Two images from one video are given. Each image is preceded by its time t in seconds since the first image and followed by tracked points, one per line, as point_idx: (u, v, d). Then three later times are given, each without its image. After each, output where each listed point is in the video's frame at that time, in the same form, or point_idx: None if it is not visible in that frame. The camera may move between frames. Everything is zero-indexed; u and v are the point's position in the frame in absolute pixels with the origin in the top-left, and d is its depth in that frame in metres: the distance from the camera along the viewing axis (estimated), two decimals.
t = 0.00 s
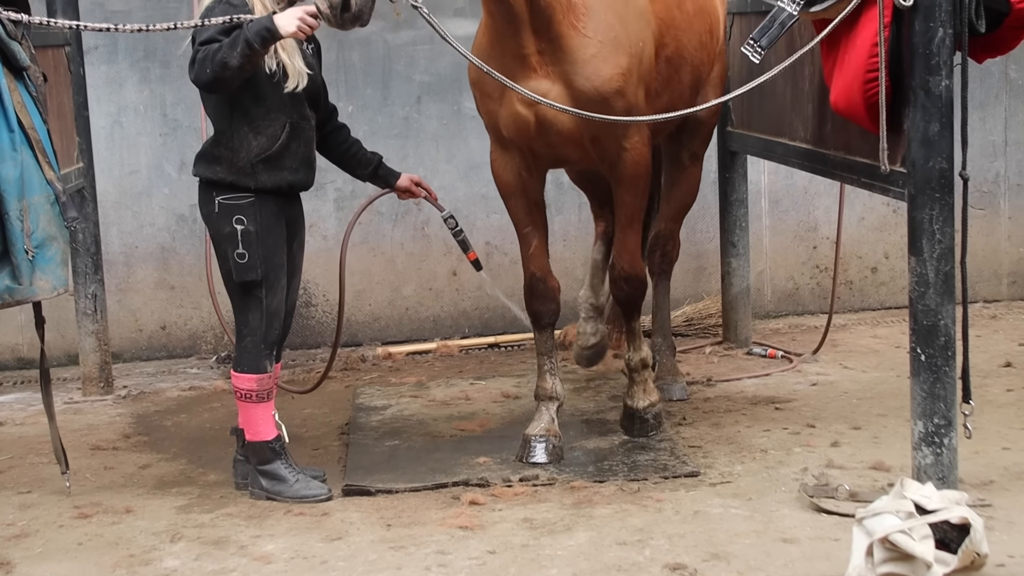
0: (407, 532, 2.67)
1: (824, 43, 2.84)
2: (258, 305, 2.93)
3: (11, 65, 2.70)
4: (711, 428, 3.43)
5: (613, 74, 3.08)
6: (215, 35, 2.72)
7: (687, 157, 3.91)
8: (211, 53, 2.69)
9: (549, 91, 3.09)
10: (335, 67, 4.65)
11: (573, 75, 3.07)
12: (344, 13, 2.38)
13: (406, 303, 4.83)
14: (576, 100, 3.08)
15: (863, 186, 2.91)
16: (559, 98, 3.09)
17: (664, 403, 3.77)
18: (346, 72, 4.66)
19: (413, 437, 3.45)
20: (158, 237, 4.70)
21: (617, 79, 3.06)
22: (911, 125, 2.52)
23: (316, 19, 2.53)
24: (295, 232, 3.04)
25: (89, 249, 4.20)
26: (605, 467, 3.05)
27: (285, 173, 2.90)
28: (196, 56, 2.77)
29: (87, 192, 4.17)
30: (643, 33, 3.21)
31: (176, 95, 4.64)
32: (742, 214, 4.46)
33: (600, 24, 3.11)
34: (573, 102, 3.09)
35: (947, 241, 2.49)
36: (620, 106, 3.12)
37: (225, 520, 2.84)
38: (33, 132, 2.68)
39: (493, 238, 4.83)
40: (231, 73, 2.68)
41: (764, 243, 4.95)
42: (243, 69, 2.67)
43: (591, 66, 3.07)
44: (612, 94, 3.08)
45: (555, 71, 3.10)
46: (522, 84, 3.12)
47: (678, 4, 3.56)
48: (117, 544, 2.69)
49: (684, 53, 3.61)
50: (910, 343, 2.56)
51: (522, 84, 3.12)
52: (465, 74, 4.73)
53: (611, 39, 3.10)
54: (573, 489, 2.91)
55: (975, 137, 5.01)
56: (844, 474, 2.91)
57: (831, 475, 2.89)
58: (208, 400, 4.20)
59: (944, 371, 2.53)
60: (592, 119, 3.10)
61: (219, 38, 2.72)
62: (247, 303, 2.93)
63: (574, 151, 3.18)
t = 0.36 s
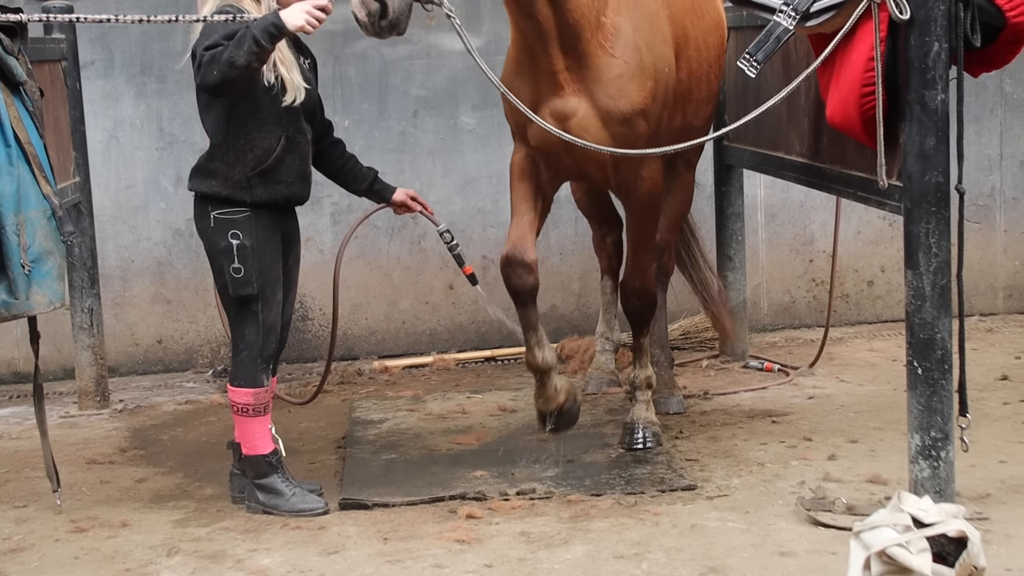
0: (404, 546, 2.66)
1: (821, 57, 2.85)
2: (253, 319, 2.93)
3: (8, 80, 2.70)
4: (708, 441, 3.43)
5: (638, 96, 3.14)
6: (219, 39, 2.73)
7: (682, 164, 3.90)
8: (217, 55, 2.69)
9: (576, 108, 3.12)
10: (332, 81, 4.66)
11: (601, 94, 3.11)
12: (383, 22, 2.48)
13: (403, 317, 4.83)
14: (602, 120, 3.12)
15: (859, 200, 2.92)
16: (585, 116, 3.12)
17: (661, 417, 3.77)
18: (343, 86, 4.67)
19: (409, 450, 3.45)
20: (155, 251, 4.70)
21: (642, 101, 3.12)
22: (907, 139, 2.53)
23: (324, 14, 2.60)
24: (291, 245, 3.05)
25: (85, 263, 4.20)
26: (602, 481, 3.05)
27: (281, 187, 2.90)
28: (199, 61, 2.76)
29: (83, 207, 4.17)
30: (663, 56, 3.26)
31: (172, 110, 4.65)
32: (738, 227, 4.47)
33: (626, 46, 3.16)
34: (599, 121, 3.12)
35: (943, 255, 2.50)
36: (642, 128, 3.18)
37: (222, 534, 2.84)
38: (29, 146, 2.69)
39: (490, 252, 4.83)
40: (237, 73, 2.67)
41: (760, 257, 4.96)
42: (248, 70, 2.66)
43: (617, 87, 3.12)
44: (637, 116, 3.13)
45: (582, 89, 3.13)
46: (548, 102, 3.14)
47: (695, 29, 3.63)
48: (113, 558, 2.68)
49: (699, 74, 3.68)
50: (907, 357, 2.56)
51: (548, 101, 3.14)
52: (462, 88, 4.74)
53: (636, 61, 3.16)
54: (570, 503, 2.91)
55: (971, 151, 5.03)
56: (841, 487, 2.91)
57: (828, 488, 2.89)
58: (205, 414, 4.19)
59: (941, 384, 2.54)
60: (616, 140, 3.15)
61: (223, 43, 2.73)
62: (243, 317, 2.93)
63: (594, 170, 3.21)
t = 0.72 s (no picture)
0: (396, 551, 2.66)
1: (813, 62, 2.86)
2: (247, 324, 2.94)
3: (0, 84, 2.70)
4: (701, 446, 3.43)
5: (659, 91, 3.28)
6: (223, 42, 2.73)
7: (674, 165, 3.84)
8: (226, 56, 2.68)
9: (601, 105, 3.26)
10: (325, 86, 4.66)
11: (625, 90, 3.25)
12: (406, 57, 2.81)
13: (396, 322, 4.83)
14: (625, 115, 3.26)
15: (851, 204, 2.93)
16: (610, 112, 3.26)
17: (654, 421, 3.77)
18: (337, 91, 4.67)
19: (402, 455, 3.45)
20: (148, 256, 4.70)
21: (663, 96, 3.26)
22: (898, 144, 2.54)
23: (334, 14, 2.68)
24: (283, 248, 3.05)
25: (78, 268, 4.19)
26: (594, 485, 3.05)
27: (275, 190, 2.91)
28: (204, 63, 2.74)
29: (76, 212, 4.16)
30: (683, 52, 3.40)
31: (166, 115, 4.65)
32: (731, 232, 4.47)
33: (649, 42, 3.29)
34: (622, 116, 3.26)
35: (935, 259, 2.51)
36: (661, 121, 3.32)
37: (214, 539, 2.83)
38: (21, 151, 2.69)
39: (484, 257, 4.84)
40: (249, 74, 2.66)
41: (753, 262, 4.97)
42: (259, 71, 2.66)
43: (640, 82, 3.25)
44: (658, 111, 3.28)
45: (607, 85, 3.27)
46: (574, 100, 3.28)
47: (709, 30, 3.75)
48: (105, 563, 2.68)
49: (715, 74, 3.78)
50: (898, 361, 2.57)
51: (575, 98, 3.28)
52: (455, 93, 4.74)
53: (657, 57, 3.29)
54: (562, 507, 2.91)
55: (963, 156, 5.04)
56: (833, 492, 2.92)
57: (820, 493, 2.89)
58: (197, 419, 4.19)
59: (932, 389, 2.54)
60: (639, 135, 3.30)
61: (228, 45, 2.73)
62: (236, 321, 2.94)
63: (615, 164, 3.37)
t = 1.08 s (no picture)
0: (385, 549, 2.66)
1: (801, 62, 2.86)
2: (239, 321, 2.94)
3: None
4: (690, 445, 3.44)
5: (646, 87, 3.30)
6: (215, 40, 2.73)
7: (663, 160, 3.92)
8: (221, 53, 2.67)
9: (589, 100, 3.29)
10: (315, 86, 4.65)
11: (612, 85, 3.27)
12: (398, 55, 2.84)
13: (386, 321, 4.83)
14: (612, 110, 3.28)
15: (839, 203, 2.94)
16: (597, 107, 3.28)
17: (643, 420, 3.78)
18: (326, 90, 4.67)
19: (391, 454, 3.45)
20: (137, 255, 4.69)
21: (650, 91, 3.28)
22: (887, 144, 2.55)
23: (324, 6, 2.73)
24: (273, 244, 3.06)
25: (66, 267, 4.18)
26: (584, 484, 3.05)
27: (267, 186, 2.91)
28: (198, 62, 2.72)
29: (65, 211, 4.14)
30: (672, 50, 3.44)
31: (155, 114, 4.64)
32: (721, 232, 4.48)
33: (638, 39, 3.32)
34: (609, 111, 3.28)
35: (922, 259, 2.51)
36: (649, 117, 3.34)
37: (202, 538, 2.83)
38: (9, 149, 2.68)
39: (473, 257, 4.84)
40: (248, 70, 2.67)
41: (742, 262, 4.97)
42: (258, 66, 2.67)
43: (628, 78, 3.28)
44: (645, 106, 3.30)
45: (595, 81, 3.30)
46: (564, 95, 3.32)
47: (703, 30, 3.82)
48: (93, 562, 2.67)
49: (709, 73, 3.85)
50: (886, 361, 2.57)
51: (566, 92, 3.32)
52: (445, 93, 4.74)
53: (646, 53, 3.32)
54: (551, 506, 2.91)
55: (952, 156, 5.06)
56: (821, 491, 2.92)
57: (808, 491, 2.90)
58: (187, 418, 4.18)
59: (920, 388, 2.55)
60: (625, 129, 3.31)
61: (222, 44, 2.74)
62: (229, 319, 2.94)
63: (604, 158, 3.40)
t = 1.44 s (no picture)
0: (378, 549, 2.66)
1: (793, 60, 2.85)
2: (257, 315, 2.94)
3: None
4: (683, 444, 3.44)
5: (627, 83, 3.32)
6: (216, 43, 2.72)
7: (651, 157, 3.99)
8: (225, 57, 2.66)
9: (569, 104, 3.33)
10: (308, 84, 4.64)
11: (591, 86, 3.30)
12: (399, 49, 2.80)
13: (380, 320, 4.82)
14: (592, 110, 3.32)
15: (833, 203, 2.94)
16: (577, 110, 3.33)
17: (637, 419, 3.77)
18: (319, 88, 4.66)
19: (385, 453, 3.44)
20: (131, 254, 4.67)
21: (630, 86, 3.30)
22: (879, 143, 2.55)
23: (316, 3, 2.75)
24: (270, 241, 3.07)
25: (59, 265, 4.16)
26: (578, 483, 3.05)
27: (267, 186, 2.93)
28: (201, 66, 2.71)
29: (58, 209, 4.13)
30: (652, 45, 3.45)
31: (148, 112, 4.62)
32: (714, 231, 4.48)
33: (616, 38, 3.34)
34: (590, 111, 3.32)
35: (916, 257, 2.52)
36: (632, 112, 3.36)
37: (195, 537, 2.82)
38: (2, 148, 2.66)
39: (467, 255, 4.83)
40: (252, 74, 2.67)
41: (736, 260, 4.98)
42: (261, 69, 2.67)
43: (608, 77, 3.30)
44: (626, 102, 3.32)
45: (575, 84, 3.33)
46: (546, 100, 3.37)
47: (688, 30, 3.84)
48: (86, 562, 2.66)
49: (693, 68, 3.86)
50: (880, 359, 2.57)
51: (545, 97, 3.37)
52: (439, 91, 4.73)
53: (624, 51, 3.33)
54: (545, 505, 2.91)
55: (945, 155, 5.06)
56: (815, 490, 2.92)
57: (801, 490, 2.90)
58: (180, 417, 4.17)
59: (913, 387, 2.55)
60: (606, 127, 3.35)
61: (222, 46, 2.73)
62: (247, 314, 2.93)
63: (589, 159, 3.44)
